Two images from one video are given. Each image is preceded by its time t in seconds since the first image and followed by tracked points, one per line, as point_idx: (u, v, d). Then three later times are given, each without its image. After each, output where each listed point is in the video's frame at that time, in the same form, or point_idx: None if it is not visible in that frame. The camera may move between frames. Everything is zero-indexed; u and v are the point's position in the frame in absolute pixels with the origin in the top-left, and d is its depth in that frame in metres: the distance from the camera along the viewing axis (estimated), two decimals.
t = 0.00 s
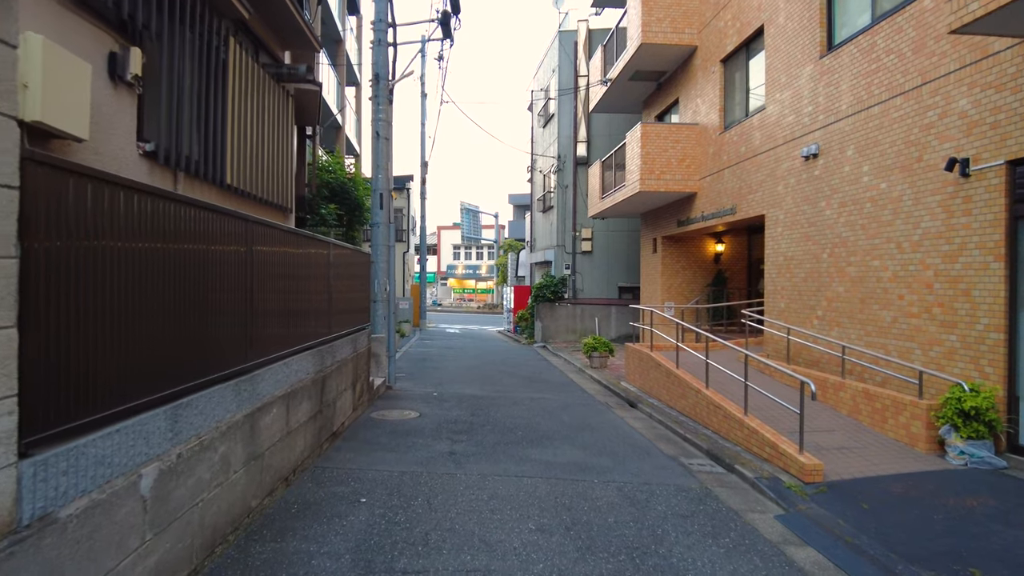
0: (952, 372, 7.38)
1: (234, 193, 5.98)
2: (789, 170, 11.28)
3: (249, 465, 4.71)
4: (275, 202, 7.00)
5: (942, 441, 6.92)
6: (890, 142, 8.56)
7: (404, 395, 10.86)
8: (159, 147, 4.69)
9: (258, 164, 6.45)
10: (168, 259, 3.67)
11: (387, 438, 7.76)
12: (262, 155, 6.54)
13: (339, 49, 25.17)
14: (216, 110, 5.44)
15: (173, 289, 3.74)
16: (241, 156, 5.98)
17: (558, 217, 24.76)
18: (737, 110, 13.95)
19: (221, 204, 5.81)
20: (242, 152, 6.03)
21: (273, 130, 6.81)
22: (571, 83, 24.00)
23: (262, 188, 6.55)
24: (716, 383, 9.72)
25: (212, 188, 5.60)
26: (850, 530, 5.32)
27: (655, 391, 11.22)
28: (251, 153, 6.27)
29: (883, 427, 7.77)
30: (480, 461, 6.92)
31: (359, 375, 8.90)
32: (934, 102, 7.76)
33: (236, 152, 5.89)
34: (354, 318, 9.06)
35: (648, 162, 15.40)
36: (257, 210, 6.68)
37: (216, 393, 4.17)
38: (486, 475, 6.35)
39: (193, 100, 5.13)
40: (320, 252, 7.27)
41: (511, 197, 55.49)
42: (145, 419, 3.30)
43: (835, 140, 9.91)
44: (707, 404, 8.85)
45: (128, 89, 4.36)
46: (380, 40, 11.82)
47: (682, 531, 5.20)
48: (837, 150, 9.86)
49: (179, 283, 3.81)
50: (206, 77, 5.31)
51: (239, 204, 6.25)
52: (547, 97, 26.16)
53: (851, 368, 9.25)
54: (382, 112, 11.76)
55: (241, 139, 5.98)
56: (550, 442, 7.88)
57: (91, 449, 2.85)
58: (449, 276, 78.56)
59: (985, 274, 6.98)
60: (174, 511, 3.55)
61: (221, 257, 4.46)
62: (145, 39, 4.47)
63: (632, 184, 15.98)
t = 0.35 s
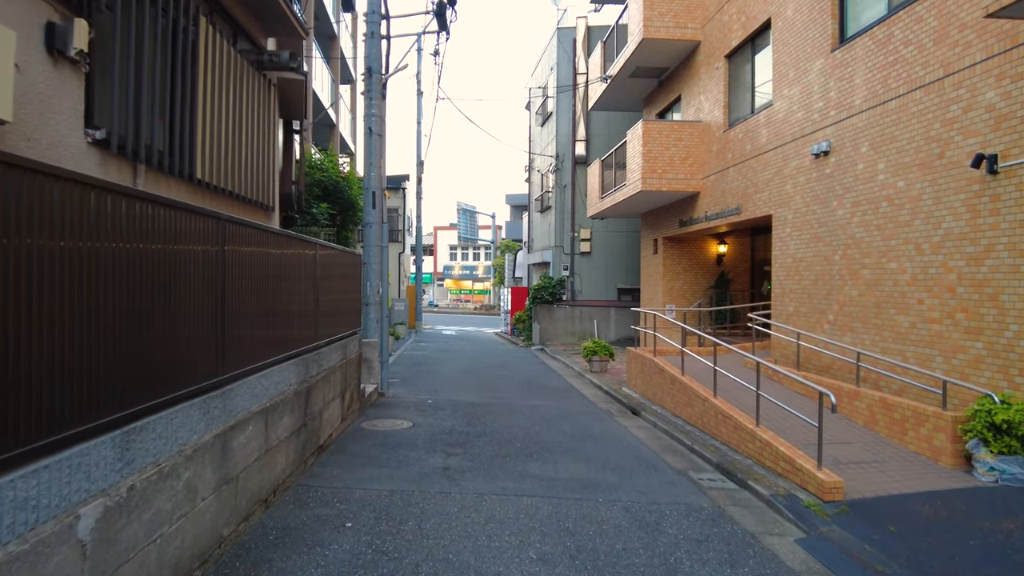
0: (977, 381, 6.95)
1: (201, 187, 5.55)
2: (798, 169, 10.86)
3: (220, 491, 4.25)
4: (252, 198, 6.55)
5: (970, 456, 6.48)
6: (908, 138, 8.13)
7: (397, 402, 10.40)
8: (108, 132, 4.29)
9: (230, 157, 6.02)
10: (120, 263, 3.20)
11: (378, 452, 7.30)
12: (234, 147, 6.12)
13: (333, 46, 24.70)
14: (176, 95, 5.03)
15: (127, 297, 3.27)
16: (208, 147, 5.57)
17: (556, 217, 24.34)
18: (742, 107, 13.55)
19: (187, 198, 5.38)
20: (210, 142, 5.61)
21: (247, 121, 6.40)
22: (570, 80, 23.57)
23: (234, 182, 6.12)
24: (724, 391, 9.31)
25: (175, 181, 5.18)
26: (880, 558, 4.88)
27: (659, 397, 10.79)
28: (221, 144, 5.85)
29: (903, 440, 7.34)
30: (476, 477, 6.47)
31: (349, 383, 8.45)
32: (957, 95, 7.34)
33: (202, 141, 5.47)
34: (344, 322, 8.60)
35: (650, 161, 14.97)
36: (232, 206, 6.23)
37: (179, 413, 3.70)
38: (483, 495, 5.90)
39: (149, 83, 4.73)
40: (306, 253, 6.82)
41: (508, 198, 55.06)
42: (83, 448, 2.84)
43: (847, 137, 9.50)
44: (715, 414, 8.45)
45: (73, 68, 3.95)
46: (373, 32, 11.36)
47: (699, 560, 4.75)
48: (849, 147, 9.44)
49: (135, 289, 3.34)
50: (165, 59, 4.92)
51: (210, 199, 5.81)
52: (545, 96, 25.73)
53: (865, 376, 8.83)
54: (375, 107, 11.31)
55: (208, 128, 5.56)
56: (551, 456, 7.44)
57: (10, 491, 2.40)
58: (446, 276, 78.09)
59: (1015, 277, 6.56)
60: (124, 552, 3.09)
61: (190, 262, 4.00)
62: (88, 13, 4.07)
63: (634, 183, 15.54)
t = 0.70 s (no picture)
0: (1007, 384, 6.49)
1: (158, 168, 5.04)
2: (808, 161, 10.39)
3: (179, 513, 3.75)
4: (221, 185, 6.02)
5: (1001, 465, 6.01)
6: (929, 126, 7.67)
7: (388, 406, 9.91)
8: (34, 97, 3.77)
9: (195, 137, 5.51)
10: (40, 253, 2.71)
11: (365, 461, 6.80)
12: (201, 126, 5.60)
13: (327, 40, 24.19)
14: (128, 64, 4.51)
15: (54, 293, 2.80)
16: (168, 124, 5.05)
17: (554, 215, 23.86)
18: (747, 99, 13.09)
19: (141, 180, 4.86)
20: (171, 120, 5.10)
21: (217, 99, 5.88)
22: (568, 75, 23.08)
23: (200, 165, 5.59)
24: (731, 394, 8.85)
25: (124, 159, 4.65)
26: None
27: (663, 400, 10.34)
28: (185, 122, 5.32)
29: (926, 447, 6.87)
30: (470, 491, 5.98)
31: (335, 387, 7.97)
32: (984, 78, 6.88)
33: (161, 118, 4.95)
34: (329, 321, 8.11)
35: (651, 155, 14.50)
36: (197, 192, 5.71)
37: (125, 426, 3.21)
38: (477, 511, 5.42)
39: (91, 47, 4.19)
40: (285, 248, 6.31)
41: (506, 197, 54.57)
42: None
43: (861, 127, 9.03)
44: (724, 418, 8.03)
45: None
46: (364, 19, 10.86)
47: None
48: (863, 137, 8.96)
49: (62, 283, 2.86)
50: (116, 22, 4.39)
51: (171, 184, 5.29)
52: (543, 91, 25.25)
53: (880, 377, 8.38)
54: (366, 97, 10.81)
55: (168, 104, 5.04)
56: (551, 465, 6.95)
57: None
58: (442, 276, 77.57)
59: None
60: None
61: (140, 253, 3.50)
62: None
63: (634, 178, 15.07)
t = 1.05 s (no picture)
0: None
1: (112, 155, 4.50)
2: (821, 156, 9.93)
3: (133, 548, 3.29)
4: (190, 176, 5.50)
5: None
6: (955, 116, 7.21)
7: (382, 413, 9.46)
8: None
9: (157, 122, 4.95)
10: None
11: (354, 475, 6.35)
12: (166, 109, 5.04)
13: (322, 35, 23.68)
14: (70, 35, 3.91)
15: None
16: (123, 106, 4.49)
17: (553, 213, 23.38)
18: (755, 92, 12.64)
19: (90, 169, 4.33)
20: (128, 102, 4.53)
21: (184, 79, 5.32)
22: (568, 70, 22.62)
23: (164, 153, 5.05)
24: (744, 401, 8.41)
25: (69, 143, 4.10)
26: None
27: (670, 406, 9.90)
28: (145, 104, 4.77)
29: (956, 459, 6.42)
30: (466, 509, 5.53)
31: (324, 395, 7.52)
32: (1018, 64, 6.43)
33: (116, 99, 4.39)
34: (318, 324, 7.67)
35: (655, 151, 14.02)
36: (161, 183, 5.20)
37: (57, 454, 2.74)
38: (475, 533, 4.97)
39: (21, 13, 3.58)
40: (268, 245, 5.84)
41: (505, 195, 54.09)
42: None
43: (878, 119, 8.58)
44: (736, 426, 7.62)
45: None
46: (356, 7, 10.39)
47: None
48: (882, 129, 8.51)
49: None
50: None
51: (127, 173, 4.76)
52: (543, 87, 24.77)
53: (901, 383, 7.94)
54: (358, 89, 10.35)
55: (125, 83, 4.48)
56: (554, 479, 6.50)
57: None
58: (441, 276, 77.11)
59: None
60: None
61: (81, 252, 3.03)
62: None
63: (638, 175, 14.60)
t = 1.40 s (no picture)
0: None
1: (60, 135, 4.02)
2: (836, 151, 9.50)
3: None
4: (157, 164, 5.04)
5: None
6: (987, 106, 6.78)
7: (376, 420, 9.02)
8: None
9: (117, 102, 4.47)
10: None
11: (344, 490, 5.91)
12: (128, 89, 4.56)
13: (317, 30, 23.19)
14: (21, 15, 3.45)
15: None
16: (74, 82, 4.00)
17: (553, 213, 22.92)
18: (763, 87, 12.24)
19: (32, 151, 3.84)
20: (80, 77, 4.05)
21: (150, 58, 4.84)
22: (569, 66, 22.20)
23: (125, 136, 4.56)
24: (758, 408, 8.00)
25: (7, 121, 3.61)
26: None
27: (678, 414, 9.49)
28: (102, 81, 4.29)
29: (990, 473, 5.99)
30: (465, 530, 5.09)
31: (313, 403, 7.09)
32: None
33: (64, 72, 3.90)
34: (309, 328, 7.24)
35: (660, 147, 13.59)
36: (124, 173, 4.75)
37: None
38: (475, 559, 4.53)
39: None
40: (250, 243, 5.41)
41: (504, 195, 53.63)
42: None
43: (898, 111, 8.15)
44: (752, 436, 7.23)
45: None
46: None
47: None
48: (902, 122, 8.08)
49: None
50: None
51: (79, 159, 4.28)
52: (543, 84, 24.32)
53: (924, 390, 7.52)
54: (352, 81, 9.93)
55: (76, 56, 4.00)
56: (559, 494, 6.07)
57: None
58: (439, 276, 76.67)
59: None
60: None
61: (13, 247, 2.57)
62: None
63: (642, 172, 14.16)
